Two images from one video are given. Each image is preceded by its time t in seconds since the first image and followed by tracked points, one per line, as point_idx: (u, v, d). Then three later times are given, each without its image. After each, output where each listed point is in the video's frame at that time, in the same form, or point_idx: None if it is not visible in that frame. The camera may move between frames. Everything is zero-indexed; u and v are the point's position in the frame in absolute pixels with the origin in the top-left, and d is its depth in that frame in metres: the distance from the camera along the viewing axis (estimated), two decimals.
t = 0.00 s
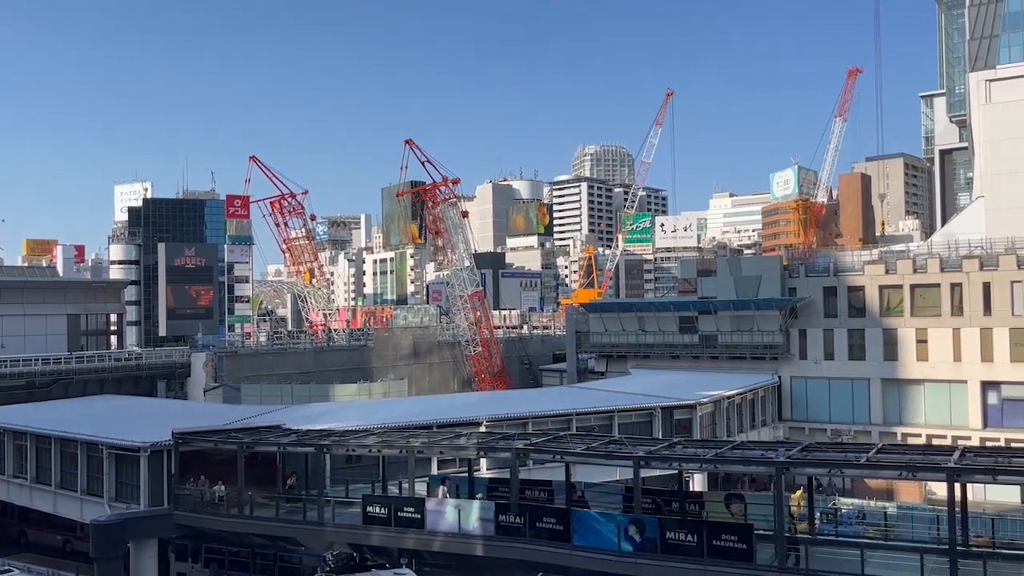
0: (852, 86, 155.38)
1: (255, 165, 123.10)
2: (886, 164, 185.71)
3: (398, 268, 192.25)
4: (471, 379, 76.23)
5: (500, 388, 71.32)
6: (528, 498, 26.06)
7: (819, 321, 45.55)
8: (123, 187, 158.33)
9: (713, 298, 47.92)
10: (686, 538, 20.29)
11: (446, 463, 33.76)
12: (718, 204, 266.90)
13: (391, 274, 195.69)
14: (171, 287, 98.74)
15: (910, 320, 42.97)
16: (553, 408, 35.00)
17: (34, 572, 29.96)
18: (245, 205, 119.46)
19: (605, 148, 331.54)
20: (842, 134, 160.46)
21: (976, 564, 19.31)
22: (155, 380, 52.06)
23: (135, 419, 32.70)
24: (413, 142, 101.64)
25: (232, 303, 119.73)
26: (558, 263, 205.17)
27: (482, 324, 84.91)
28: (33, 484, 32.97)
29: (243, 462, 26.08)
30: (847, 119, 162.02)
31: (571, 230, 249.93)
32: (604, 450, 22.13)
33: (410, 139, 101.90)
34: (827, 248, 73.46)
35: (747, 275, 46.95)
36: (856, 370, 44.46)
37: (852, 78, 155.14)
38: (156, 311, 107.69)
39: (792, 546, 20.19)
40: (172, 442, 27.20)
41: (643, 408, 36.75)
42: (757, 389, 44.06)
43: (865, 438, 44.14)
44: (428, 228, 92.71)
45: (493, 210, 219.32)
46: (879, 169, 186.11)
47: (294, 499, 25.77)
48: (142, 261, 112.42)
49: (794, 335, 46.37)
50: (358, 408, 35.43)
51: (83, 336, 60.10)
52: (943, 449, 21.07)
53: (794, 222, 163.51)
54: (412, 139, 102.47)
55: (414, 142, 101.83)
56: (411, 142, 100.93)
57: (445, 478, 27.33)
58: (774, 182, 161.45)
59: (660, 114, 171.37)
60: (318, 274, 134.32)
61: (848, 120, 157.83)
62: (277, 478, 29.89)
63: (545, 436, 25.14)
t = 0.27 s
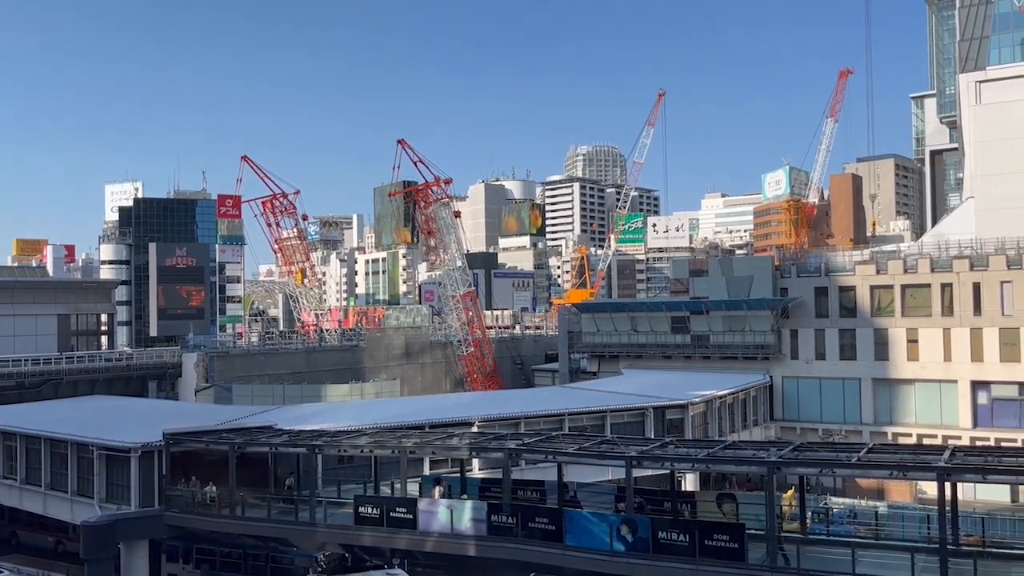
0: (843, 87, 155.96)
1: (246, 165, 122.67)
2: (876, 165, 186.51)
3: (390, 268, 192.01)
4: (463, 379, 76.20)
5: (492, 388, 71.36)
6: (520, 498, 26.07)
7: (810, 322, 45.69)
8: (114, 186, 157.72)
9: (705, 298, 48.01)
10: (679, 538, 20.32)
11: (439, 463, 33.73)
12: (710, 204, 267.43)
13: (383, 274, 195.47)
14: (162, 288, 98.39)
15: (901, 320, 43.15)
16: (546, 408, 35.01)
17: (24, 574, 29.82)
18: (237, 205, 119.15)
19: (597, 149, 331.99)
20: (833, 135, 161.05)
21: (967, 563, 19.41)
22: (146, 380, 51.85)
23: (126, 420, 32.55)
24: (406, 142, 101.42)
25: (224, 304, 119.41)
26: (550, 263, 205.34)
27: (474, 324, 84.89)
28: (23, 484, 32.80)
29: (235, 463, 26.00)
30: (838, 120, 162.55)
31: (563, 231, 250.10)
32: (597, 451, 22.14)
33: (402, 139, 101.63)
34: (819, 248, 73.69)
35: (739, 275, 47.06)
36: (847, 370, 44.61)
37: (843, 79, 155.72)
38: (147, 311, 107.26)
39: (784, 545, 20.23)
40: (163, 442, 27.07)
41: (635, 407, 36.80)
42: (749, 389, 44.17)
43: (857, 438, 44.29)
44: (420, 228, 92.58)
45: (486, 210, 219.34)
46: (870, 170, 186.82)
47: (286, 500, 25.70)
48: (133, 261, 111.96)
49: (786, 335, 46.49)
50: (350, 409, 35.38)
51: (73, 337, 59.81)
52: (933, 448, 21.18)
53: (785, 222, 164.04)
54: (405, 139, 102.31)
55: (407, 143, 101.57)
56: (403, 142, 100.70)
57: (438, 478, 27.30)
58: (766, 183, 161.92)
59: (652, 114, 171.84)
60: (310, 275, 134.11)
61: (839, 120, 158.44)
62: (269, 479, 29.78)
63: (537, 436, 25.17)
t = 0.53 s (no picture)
0: (834, 88, 156.44)
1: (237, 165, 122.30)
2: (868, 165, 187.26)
3: (382, 268, 191.71)
4: (455, 380, 76.16)
5: (484, 388, 71.33)
6: (513, 498, 26.07)
7: (802, 322, 45.82)
8: (104, 186, 157.06)
9: (697, 298, 48.08)
10: (671, 538, 20.36)
11: (431, 464, 33.68)
12: (702, 204, 267.85)
13: (375, 274, 195.18)
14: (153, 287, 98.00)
15: (892, 320, 43.31)
16: (538, 408, 34.99)
17: None
18: (228, 204, 118.83)
19: (590, 149, 332.28)
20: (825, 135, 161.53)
21: (957, 563, 19.50)
22: (137, 381, 51.63)
23: (116, 420, 32.39)
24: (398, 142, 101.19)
25: (215, 304, 119.06)
26: (542, 263, 205.39)
27: (467, 324, 84.76)
28: (12, 486, 32.62)
29: (226, 463, 25.93)
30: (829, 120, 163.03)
31: (555, 231, 250.21)
32: (589, 451, 22.15)
33: (394, 139, 101.38)
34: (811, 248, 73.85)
35: (731, 275, 47.15)
36: (838, 370, 44.77)
37: (835, 80, 156.23)
38: (138, 311, 106.80)
39: (776, 544, 20.28)
40: (154, 442, 26.92)
41: (627, 407, 36.84)
42: (741, 389, 44.25)
43: (848, 437, 44.45)
44: (412, 228, 92.40)
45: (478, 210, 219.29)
46: (861, 170, 187.53)
47: (277, 500, 25.64)
48: (124, 261, 111.55)
49: (777, 335, 46.59)
50: (342, 409, 35.30)
51: (63, 337, 59.53)
52: (923, 448, 21.28)
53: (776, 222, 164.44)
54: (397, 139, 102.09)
55: (399, 142, 101.34)
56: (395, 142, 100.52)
57: (430, 479, 27.23)
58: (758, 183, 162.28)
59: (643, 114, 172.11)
60: (301, 275, 133.89)
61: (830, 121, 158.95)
62: (260, 479, 29.68)
63: (529, 436, 25.18)
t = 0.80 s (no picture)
0: (825, 88, 156.99)
1: (229, 165, 121.98)
2: (859, 166, 188.04)
3: (374, 268, 191.41)
4: (447, 380, 76.12)
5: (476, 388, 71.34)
6: (505, 498, 26.06)
7: (793, 322, 45.96)
8: (94, 185, 156.37)
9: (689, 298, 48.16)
10: (663, 537, 20.39)
11: (423, 464, 33.63)
12: (694, 204, 268.33)
13: (367, 274, 194.85)
14: (144, 287, 97.66)
15: (882, 320, 43.48)
16: (531, 408, 34.98)
17: None
18: (219, 204, 118.49)
19: (582, 149, 332.60)
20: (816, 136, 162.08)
21: (947, 562, 19.57)
22: (127, 381, 51.43)
23: (106, 421, 32.24)
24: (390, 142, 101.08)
25: (206, 304, 118.65)
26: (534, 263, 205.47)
27: (459, 324, 84.69)
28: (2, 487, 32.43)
29: (217, 464, 25.85)
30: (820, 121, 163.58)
31: (547, 231, 250.31)
32: (581, 450, 22.17)
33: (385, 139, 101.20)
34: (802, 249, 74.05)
35: (722, 275, 47.25)
36: (829, 370, 44.92)
37: (826, 81, 156.80)
38: (129, 311, 106.41)
39: (767, 544, 20.33)
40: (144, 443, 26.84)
41: (619, 407, 36.88)
42: (732, 389, 44.34)
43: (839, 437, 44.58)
44: (404, 229, 92.21)
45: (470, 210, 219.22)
46: (852, 171, 188.29)
47: (268, 501, 25.59)
48: (114, 261, 111.11)
49: (769, 335, 46.71)
50: (334, 409, 35.24)
51: (53, 337, 59.27)
52: (914, 447, 21.36)
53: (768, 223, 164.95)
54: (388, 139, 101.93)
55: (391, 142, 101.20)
56: (386, 142, 100.40)
57: (423, 479, 27.20)
58: (749, 184, 162.78)
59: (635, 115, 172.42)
60: (293, 275, 133.69)
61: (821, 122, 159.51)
62: (251, 480, 29.58)
63: (521, 436, 25.19)
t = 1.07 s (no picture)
0: (816, 89, 157.58)
1: (220, 164, 121.57)
2: (849, 166, 188.75)
3: (366, 268, 191.14)
4: (439, 380, 76.14)
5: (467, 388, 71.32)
6: (496, 498, 26.07)
7: (784, 322, 46.11)
8: (84, 185, 155.67)
9: (680, 298, 48.24)
10: (655, 537, 20.43)
11: (414, 464, 33.59)
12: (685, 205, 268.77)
13: (359, 274, 194.56)
14: (134, 288, 97.25)
15: (872, 320, 43.67)
16: (522, 408, 34.99)
17: None
18: (210, 204, 118.11)
19: (574, 150, 332.91)
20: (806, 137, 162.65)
21: (937, 560, 19.64)
22: (118, 382, 51.26)
23: (96, 422, 32.10)
24: (381, 142, 100.95)
25: (197, 304, 118.27)
26: (526, 263, 205.54)
27: (450, 324, 84.62)
28: None
29: (207, 464, 25.80)
30: (811, 122, 164.09)
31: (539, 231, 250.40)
32: (572, 450, 22.19)
33: (377, 138, 100.98)
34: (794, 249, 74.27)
35: (714, 275, 47.34)
36: (819, 370, 45.09)
37: (817, 82, 157.34)
38: (119, 311, 105.94)
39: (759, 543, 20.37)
40: (135, 444, 26.75)
41: (611, 407, 36.94)
42: (723, 389, 44.45)
43: (830, 436, 44.74)
44: (395, 228, 92.03)
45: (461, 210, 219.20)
46: (842, 171, 189.01)
47: (259, 502, 25.52)
48: (104, 261, 110.65)
49: (759, 335, 46.84)
50: (326, 409, 35.19)
51: (42, 337, 58.97)
52: (904, 446, 21.44)
53: (759, 223, 165.41)
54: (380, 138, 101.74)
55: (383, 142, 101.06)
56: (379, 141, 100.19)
57: (414, 479, 27.19)
58: (740, 184, 163.23)
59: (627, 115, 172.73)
60: (284, 275, 133.46)
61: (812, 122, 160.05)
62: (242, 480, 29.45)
63: (513, 436, 25.21)
